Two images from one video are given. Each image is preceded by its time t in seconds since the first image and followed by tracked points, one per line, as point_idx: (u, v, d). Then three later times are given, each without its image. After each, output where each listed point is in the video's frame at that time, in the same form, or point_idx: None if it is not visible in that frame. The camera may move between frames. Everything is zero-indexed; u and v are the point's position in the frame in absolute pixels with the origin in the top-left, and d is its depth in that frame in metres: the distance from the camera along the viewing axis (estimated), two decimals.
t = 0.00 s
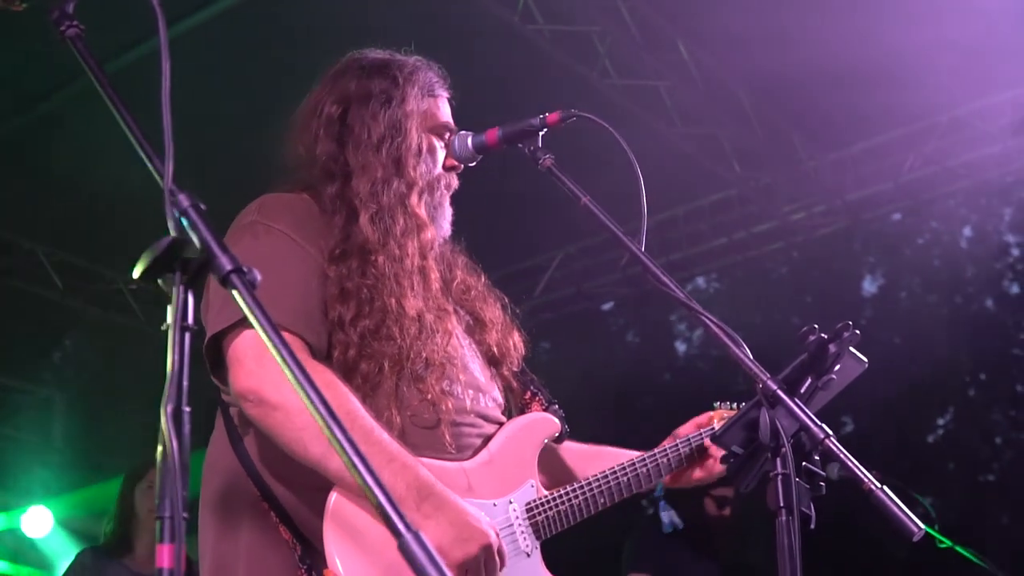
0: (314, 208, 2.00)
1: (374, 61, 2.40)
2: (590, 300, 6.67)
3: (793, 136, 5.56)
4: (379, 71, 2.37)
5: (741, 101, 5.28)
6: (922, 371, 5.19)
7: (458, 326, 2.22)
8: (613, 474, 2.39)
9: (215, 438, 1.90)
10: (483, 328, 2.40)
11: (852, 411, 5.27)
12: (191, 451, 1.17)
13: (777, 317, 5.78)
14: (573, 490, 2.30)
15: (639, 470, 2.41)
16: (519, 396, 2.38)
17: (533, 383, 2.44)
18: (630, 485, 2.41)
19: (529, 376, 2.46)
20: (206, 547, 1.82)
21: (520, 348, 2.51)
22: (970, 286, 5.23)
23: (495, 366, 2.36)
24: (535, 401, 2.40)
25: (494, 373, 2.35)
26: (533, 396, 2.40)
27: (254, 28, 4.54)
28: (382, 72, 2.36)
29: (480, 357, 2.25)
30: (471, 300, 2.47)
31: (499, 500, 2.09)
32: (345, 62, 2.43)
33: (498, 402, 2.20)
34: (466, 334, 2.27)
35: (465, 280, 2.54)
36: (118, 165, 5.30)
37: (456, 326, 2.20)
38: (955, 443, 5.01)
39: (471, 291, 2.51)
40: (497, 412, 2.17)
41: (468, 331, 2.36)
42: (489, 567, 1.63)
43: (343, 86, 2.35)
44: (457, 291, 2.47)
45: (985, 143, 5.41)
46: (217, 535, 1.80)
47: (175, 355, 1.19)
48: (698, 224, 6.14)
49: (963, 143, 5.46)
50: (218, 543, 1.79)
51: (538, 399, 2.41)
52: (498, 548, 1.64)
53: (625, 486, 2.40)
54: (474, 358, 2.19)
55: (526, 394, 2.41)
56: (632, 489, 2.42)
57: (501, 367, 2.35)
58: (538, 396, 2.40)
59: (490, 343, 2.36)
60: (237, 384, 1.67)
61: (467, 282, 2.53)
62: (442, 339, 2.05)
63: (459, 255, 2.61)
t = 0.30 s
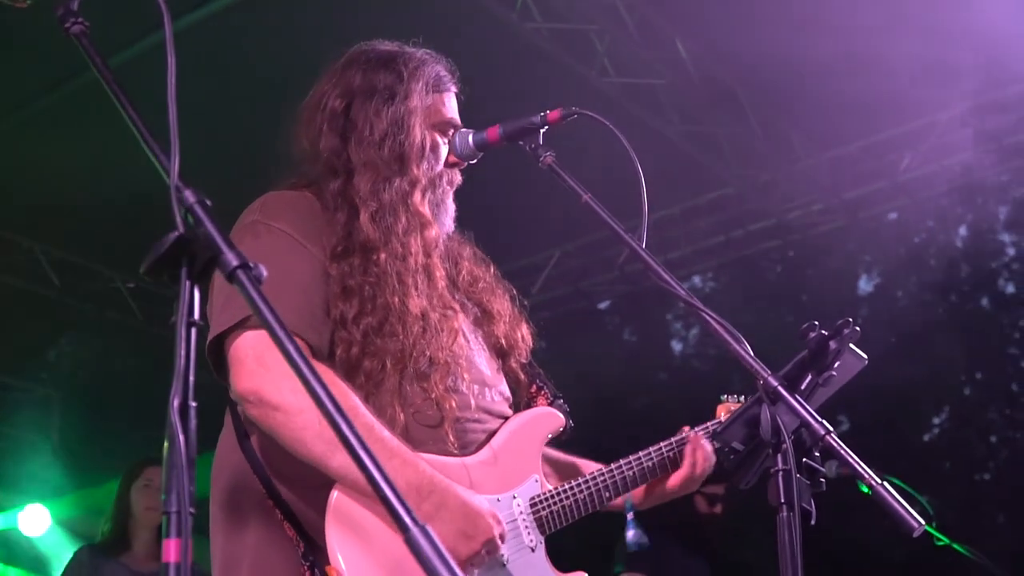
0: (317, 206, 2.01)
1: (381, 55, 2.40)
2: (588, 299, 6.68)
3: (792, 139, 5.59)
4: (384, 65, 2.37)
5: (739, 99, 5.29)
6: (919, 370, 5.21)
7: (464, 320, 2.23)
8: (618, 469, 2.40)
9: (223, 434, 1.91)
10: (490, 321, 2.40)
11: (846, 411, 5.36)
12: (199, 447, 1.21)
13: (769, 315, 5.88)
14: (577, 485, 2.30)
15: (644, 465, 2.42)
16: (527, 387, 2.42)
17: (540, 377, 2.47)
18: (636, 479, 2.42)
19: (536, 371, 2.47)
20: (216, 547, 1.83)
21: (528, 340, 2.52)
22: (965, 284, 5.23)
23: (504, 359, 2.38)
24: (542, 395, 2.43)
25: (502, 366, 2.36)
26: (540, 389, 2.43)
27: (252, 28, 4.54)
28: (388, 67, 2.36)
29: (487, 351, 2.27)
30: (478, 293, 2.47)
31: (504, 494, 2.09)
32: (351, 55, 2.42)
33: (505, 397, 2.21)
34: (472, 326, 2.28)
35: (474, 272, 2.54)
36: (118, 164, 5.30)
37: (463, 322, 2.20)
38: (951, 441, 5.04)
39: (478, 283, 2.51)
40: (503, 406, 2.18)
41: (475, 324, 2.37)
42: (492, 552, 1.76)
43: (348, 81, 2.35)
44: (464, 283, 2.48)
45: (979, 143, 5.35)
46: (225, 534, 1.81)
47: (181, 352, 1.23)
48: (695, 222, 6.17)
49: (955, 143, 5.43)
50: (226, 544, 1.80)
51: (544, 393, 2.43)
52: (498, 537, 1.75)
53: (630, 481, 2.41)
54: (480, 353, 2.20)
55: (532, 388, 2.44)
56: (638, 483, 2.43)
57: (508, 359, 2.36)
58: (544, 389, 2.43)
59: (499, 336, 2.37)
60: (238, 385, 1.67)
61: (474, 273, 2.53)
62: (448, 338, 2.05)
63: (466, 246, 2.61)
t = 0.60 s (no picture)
0: (321, 205, 2.03)
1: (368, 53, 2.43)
2: (584, 298, 6.69)
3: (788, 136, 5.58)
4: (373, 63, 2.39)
5: (735, 99, 5.30)
6: (915, 369, 5.24)
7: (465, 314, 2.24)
8: (623, 467, 2.40)
9: (227, 429, 1.92)
10: (498, 323, 2.42)
11: (842, 409, 5.36)
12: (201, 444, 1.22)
13: (768, 316, 5.87)
14: (580, 484, 2.30)
15: (650, 462, 2.42)
16: (532, 383, 2.43)
17: (545, 376, 2.48)
18: (643, 476, 2.43)
19: (542, 369, 2.48)
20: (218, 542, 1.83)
21: (535, 342, 2.55)
22: (959, 283, 5.26)
23: (509, 360, 2.40)
24: (546, 392, 2.44)
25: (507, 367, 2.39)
26: (544, 387, 2.43)
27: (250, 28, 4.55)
28: (374, 67, 2.38)
29: (491, 351, 2.27)
30: (485, 296, 2.48)
31: (507, 492, 2.10)
32: (340, 58, 2.45)
33: (508, 395, 2.22)
34: (473, 321, 2.29)
35: (480, 270, 2.55)
36: (117, 163, 5.31)
37: (464, 318, 2.21)
38: (946, 440, 5.07)
39: (486, 287, 2.51)
40: (506, 406, 2.18)
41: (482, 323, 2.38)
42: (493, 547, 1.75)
43: (342, 84, 2.38)
44: (470, 291, 2.47)
45: (975, 141, 5.42)
46: (226, 531, 1.81)
47: (184, 348, 1.23)
48: (690, 222, 6.17)
49: (957, 143, 5.46)
50: (227, 540, 1.80)
51: (548, 391, 2.44)
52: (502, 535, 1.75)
53: (636, 478, 2.42)
54: (484, 352, 2.20)
55: (537, 386, 2.44)
56: (645, 480, 2.44)
57: (514, 360, 2.40)
58: (549, 387, 2.44)
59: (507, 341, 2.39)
60: (240, 382, 1.68)
61: (483, 278, 2.53)
62: (450, 333, 2.06)
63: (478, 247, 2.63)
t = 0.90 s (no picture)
0: (319, 206, 2.05)
1: (370, 59, 2.49)
2: (577, 297, 6.67)
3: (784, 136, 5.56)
4: (374, 69, 2.46)
5: (729, 99, 5.32)
6: (909, 369, 5.26)
7: (459, 312, 2.25)
8: (618, 469, 2.41)
9: (224, 428, 1.93)
10: (499, 330, 2.42)
11: (836, 408, 5.39)
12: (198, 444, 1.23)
13: (762, 314, 5.93)
14: (576, 486, 2.31)
15: (645, 465, 2.43)
16: (527, 388, 2.40)
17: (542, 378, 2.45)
18: (638, 479, 2.43)
19: (540, 373, 2.46)
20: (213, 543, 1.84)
21: (535, 350, 2.56)
22: (954, 283, 5.30)
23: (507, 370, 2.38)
24: (543, 395, 2.42)
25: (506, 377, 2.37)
26: (541, 390, 2.41)
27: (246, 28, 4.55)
28: (371, 75, 2.44)
29: (487, 357, 2.27)
30: (488, 307, 2.48)
31: (502, 494, 2.11)
32: (339, 70, 2.52)
33: (503, 398, 2.22)
34: (470, 321, 2.31)
35: (480, 273, 2.56)
36: (114, 161, 5.31)
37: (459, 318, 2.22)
38: (940, 440, 5.09)
39: (489, 300, 2.50)
40: (501, 408, 2.18)
41: (479, 327, 2.39)
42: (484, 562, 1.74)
43: (341, 93, 2.45)
44: (474, 301, 2.47)
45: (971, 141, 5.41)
46: (223, 530, 1.82)
47: (181, 349, 1.24)
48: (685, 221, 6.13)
49: (952, 143, 5.45)
50: (224, 540, 1.81)
51: (545, 393, 2.42)
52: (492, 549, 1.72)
53: (631, 481, 2.42)
54: (480, 355, 2.21)
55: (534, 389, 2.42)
56: (640, 483, 2.44)
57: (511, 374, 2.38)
58: (546, 390, 2.42)
59: (506, 350, 2.38)
60: (243, 377, 1.70)
61: (486, 288, 2.53)
62: (442, 324, 2.09)
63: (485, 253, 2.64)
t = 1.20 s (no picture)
0: (317, 210, 2.06)
1: (370, 60, 2.49)
2: (571, 297, 6.62)
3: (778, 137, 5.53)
4: (374, 71, 2.46)
5: (724, 100, 5.32)
6: (903, 368, 5.28)
7: (453, 317, 2.26)
8: (607, 480, 2.43)
9: (214, 430, 1.94)
10: (494, 338, 2.41)
11: (829, 409, 5.41)
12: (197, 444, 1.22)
13: (756, 312, 5.98)
14: (565, 495, 2.32)
15: (633, 477, 2.45)
16: (520, 397, 2.41)
17: (536, 388, 2.48)
18: (625, 491, 2.45)
19: (533, 381, 2.49)
20: (205, 541, 1.85)
21: (530, 358, 2.58)
22: (948, 283, 5.34)
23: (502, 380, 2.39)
24: (536, 403, 2.44)
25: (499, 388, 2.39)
26: (534, 398, 2.44)
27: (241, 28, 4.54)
28: (371, 76, 2.44)
29: (480, 364, 2.28)
30: (486, 316, 2.46)
31: (491, 501, 2.10)
32: (339, 73, 2.52)
33: (495, 405, 2.22)
34: (464, 327, 2.32)
35: (480, 279, 2.56)
36: (110, 161, 5.31)
37: (453, 324, 2.23)
38: (933, 440, 5.12)
39: (488, 307, 2.49)
40: (493, 414, 2.19)
41: (474, 335, 2.39)
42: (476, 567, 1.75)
43: (341, 94, 2.45)
44: (472, 308, 2.46)
45: (963, 142, 5.34)
46: (214, 531, 1.82)
47: (180, 350, 1.25)
48: (681, 222, 6.11)
49: (944, 144, 5.38)
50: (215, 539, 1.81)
51: (537, 402, 2.44)
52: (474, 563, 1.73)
53: (618, 493, 2.44)
54: (473, 363, 2.22)
55: (527, 397, 2.44)
56: (627, 495, 2.45)
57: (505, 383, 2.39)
58: (538, 398, 2.44)
59: (499, 359, 2.37)
60: (236, 379, 1.71)
61: (484, 292, 2.52)
62: (436, 331, 2.09)
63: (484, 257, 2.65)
